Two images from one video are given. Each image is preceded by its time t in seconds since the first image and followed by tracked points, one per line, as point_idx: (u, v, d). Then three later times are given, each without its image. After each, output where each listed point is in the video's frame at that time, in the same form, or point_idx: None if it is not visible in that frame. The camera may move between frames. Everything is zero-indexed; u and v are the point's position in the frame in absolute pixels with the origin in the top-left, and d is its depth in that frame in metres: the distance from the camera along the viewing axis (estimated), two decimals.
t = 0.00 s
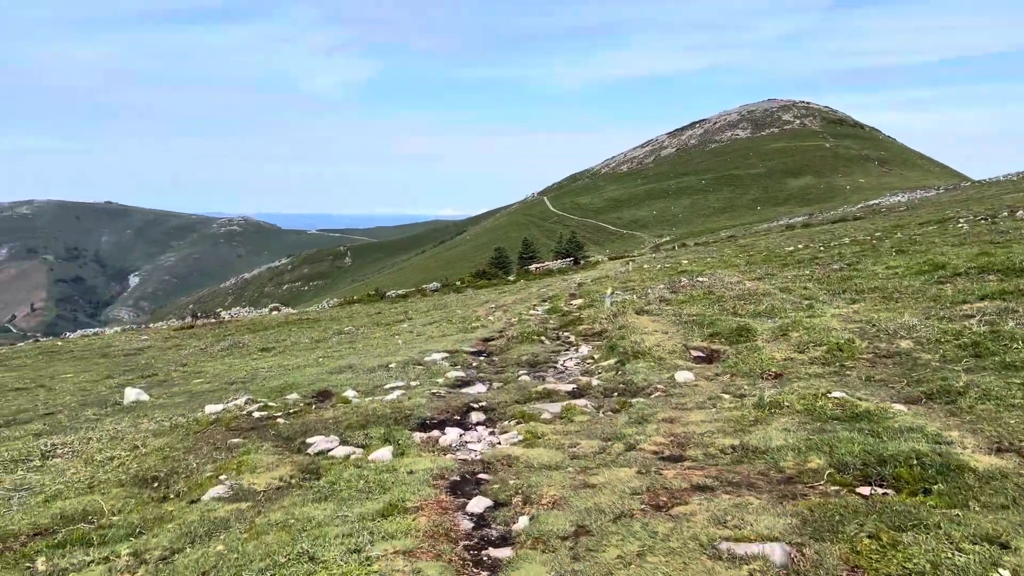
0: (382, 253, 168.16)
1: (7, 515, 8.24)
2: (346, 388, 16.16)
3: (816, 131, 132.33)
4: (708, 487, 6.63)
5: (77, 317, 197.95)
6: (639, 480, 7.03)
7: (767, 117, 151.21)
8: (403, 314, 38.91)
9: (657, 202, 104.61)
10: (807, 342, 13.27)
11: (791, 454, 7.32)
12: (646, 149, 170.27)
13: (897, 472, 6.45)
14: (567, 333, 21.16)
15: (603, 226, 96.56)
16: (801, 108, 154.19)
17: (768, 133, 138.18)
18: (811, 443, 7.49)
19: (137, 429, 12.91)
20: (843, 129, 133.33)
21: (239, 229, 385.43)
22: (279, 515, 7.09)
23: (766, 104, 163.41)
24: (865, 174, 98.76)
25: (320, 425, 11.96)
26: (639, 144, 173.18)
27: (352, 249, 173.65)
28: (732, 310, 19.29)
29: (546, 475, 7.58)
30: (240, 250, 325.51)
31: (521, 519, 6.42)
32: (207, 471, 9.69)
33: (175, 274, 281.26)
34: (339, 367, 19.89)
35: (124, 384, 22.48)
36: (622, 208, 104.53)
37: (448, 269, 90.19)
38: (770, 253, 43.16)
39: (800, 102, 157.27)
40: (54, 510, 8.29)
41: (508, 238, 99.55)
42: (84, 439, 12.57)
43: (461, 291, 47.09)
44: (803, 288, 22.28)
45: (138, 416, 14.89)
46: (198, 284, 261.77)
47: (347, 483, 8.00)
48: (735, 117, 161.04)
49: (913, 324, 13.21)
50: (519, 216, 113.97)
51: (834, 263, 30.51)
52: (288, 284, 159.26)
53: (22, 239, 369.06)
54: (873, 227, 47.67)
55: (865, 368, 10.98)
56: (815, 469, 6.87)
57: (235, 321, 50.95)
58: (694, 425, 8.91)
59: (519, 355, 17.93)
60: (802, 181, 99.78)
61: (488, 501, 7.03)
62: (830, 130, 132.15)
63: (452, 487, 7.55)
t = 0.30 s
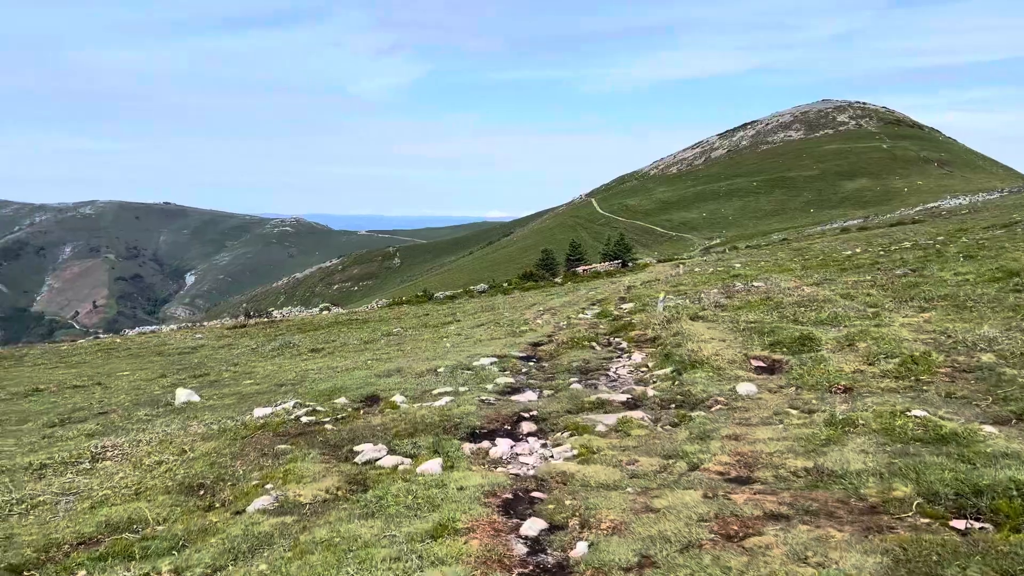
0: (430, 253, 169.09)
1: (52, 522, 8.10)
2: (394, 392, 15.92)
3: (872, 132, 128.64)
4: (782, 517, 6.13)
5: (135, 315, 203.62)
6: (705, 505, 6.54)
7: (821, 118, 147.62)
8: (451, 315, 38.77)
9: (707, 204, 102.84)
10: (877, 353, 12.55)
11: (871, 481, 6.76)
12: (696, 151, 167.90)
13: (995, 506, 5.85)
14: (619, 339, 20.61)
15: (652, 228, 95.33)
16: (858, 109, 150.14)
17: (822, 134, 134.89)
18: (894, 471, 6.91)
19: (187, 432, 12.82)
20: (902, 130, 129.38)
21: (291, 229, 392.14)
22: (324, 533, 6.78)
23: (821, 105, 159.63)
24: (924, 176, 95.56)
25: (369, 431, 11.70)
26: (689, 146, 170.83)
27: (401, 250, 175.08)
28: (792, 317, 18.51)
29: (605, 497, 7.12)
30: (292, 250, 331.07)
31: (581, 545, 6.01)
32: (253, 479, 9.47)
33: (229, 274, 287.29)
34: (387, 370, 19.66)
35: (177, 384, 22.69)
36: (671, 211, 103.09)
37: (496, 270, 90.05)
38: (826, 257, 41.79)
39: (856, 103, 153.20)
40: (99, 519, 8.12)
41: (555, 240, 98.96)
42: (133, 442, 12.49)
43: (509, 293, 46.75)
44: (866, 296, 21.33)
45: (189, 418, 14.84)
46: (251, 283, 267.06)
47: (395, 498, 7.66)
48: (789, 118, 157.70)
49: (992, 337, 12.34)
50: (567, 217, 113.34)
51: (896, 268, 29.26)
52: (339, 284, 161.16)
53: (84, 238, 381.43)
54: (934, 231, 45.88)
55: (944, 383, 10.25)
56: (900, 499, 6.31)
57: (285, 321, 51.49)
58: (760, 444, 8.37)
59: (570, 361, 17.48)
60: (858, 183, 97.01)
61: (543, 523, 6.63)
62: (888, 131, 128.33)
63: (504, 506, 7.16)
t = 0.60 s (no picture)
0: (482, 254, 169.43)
1: (90, 522, 7.95)
2: (440, 394, 15.59)
3: (937, 132, 124.21)
4: (856, 541, 5.54)
5: (195, 313, 208.93)
6: (770, 524, 5.98)
7: (884, 117, 143.23)
8: (501, 316, 38.42)
9: (763, 206, 100.58)
10: (953, 361, 11.70)
11: (957, 503, 6.10)
12: (753, 152, 164.69)
13: None
14: (673, 342, 19.94)
15: (706, 230, 93.57)
16: (922, 108, 145.27)
17: (884, 134, 130.81)
18: (981, 491, 6.25)
19: (233, 431, 12.68)
20: (969, 130, 124.63)
21: (345, 230, 397.68)
22: (359, 544, 6.41)
23: (884, 104, 154.92)
24: (994, 177, 91.71)
25: (412, 434, 11.36)
26: (746, 147, 167.62)
27: (453, 251, 175.84)
28: (857, 322, 17.60)
29: (659, 511, 6.61)
30: (346, 251, 335.79)
31: (632, 565, 5.53)
32: (293, 482, 9.20)
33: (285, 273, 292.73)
34: (435, 371, 19.37)
35: (227, 382, 22.80)
36: (726, 212, 101.10)
37: (547, 272, 89.54)
38: (890, 260, 40.19)
39: (920, 102, 148.23)
40: (137, 520, 7.93)
41: (607, 241, 97.96)
42: (179, 439, 12.40)
43: (560, 295, 46.21)
44: (936, 300, 20.21)
45: (236, 416, 14.75)
46: (307, 283, 271.64)
47: (435, 507, 7.27)
48: (849, 118, 153.51)
49: None
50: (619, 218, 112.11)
51: (966, 272, 27.85)
52: (391, 284, 162.62)
53: (148, 238, 393.35)
54: (1007, 234, 43.73)
55: None
56: (991, 523, 5.65)
57: (337, 320, 51.90)
58: (828, 458, 7.72)
59: (621, 365, 16.90)
60: (922, 184, 93.63)
61: (592, 540, 6.15)
62: (954, 131, 123.73)
63: (550, 519, 6.70)
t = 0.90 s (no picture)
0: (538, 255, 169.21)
1: (127, 535, 7.79)
2: (490, 402, 15.21)
3: (1013, 128, 118.91)
4: None
5: (258, 313, 213.87)
6: (841, 565, 5.41)
7: (955, 114, 137.84)
8: (556, 319, 37.94)
9: (826, 206, 97.73)
10: None
11: None
12: (816, 150, 160.47)
13: None
14: (733, 350, 19.19)
15: (767, 231, 91.39)
16: (997, 103, 139.32)
17: (955, 131, 125.88)
18: None
19: (280, 438, 12.55)
20: None
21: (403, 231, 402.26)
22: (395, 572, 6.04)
23: (955, 100, 149.14)
24: None
25: (459, 445, 11.01)
26: (809, 145, 163.43)
27: (509, 252, 176.09)
28: (931, 330, 16.59)
29: (716, 544, 6.07)
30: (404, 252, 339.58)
31: None
32: (334, 496, 8.92)
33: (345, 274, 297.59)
34: (486, 377, 19.04)
35: (282, 384, 22.88)
36: (788, 213, 98.58)
37: (604, 273, 88.76)
38: (963, 262, 38.34)
39: (995, 97, 142.17)
40: (174, 534, 7.74)
41: (665, 242, 96.56)
42: (227, 446, 12.31)
43: (616, 297, 45.51)
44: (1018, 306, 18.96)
45: (285, 422, 14.67)
46: (365, 283, 275.46)
47: (476, 531, 6.87)
48: (918, 114, 148.24)
49: None
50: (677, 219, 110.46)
51: None
52: (448, 285, 163.74)
53: (215, 240, 404.82)
54: None
55: None
56: None
57: (394, 321, 52.24)
58: (903, 486, 7.06)
59: (678, 374, 16.27)
60: (997, 183, 89.61)
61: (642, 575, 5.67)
62: None
63: (596, 549, 6.23)
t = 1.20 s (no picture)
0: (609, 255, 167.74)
1: (189, 536, 7.64)
2: (560, 404, 14.74)
3: None
4: None
5: (333, 313, 218.35)
6: None
7: None
8: (627, 319, 37.12)
9: (911, 204, 93.59)
10: None
11: None
12: (900, 146, 154.16)
13: None
14: (816, 353, 18.19)
15: (848, 230, 88.10)
16: None
17: None
18: None
19: (345, 438, 12.38)
20: None
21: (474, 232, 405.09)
22: None
23: None
24: None
25: (527, 450, 10.59)
26: (892, 141, 157.14)
27: (580, 252, 175.09)
28: None
29: (808, 569, 5.48)
30: (475, 253, 341.81)
31: None
32: (397, 500, 8.63)
33: (416, 275, 301.60)
34: (556, 379, 18.59)
35: (352, 383, 22.92)
36: (870, 211, 94.87)
37: (677, 273, 87.13)
38: None
39: None
40: (235, 537, 7.55)
41: (739, 242, 94.23)
42: (294, 446, 12.23)
43: (689, 298, 44.42)
44: None
45: (352, 422, 14.54)
46: (436, 283, 278.24)
47: (544, 544, 6.43)
48: (1011, 107, 140.73)
49: None
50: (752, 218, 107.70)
51: None
52: (519, 285, 163.88)
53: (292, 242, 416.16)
54: None
55: None
56: None
57: (464, 321, 52.35)
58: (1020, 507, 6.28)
59: (758, 378, 15.46)
60: None
61: None
62: None
63: (675, 568, 5.73)
